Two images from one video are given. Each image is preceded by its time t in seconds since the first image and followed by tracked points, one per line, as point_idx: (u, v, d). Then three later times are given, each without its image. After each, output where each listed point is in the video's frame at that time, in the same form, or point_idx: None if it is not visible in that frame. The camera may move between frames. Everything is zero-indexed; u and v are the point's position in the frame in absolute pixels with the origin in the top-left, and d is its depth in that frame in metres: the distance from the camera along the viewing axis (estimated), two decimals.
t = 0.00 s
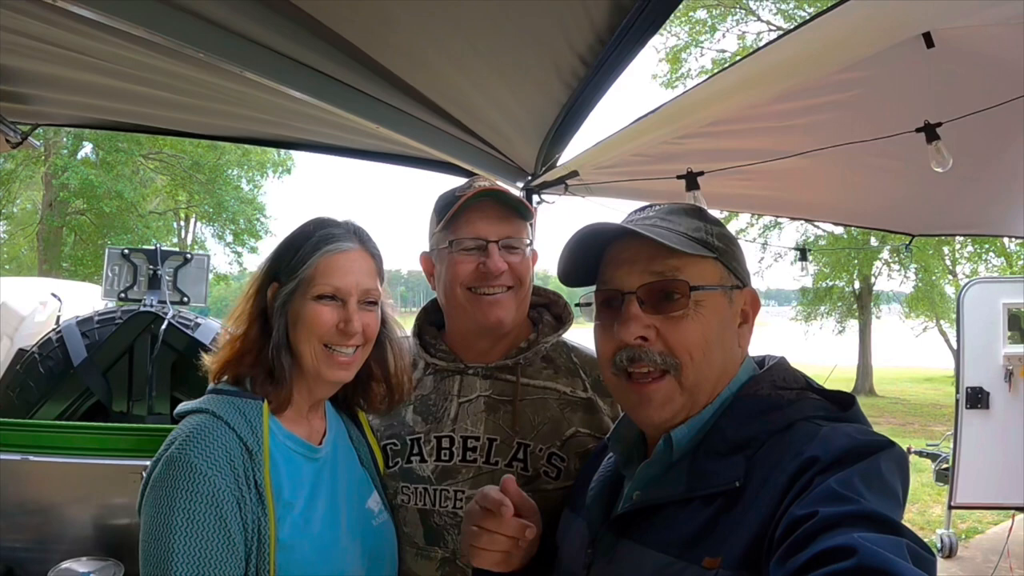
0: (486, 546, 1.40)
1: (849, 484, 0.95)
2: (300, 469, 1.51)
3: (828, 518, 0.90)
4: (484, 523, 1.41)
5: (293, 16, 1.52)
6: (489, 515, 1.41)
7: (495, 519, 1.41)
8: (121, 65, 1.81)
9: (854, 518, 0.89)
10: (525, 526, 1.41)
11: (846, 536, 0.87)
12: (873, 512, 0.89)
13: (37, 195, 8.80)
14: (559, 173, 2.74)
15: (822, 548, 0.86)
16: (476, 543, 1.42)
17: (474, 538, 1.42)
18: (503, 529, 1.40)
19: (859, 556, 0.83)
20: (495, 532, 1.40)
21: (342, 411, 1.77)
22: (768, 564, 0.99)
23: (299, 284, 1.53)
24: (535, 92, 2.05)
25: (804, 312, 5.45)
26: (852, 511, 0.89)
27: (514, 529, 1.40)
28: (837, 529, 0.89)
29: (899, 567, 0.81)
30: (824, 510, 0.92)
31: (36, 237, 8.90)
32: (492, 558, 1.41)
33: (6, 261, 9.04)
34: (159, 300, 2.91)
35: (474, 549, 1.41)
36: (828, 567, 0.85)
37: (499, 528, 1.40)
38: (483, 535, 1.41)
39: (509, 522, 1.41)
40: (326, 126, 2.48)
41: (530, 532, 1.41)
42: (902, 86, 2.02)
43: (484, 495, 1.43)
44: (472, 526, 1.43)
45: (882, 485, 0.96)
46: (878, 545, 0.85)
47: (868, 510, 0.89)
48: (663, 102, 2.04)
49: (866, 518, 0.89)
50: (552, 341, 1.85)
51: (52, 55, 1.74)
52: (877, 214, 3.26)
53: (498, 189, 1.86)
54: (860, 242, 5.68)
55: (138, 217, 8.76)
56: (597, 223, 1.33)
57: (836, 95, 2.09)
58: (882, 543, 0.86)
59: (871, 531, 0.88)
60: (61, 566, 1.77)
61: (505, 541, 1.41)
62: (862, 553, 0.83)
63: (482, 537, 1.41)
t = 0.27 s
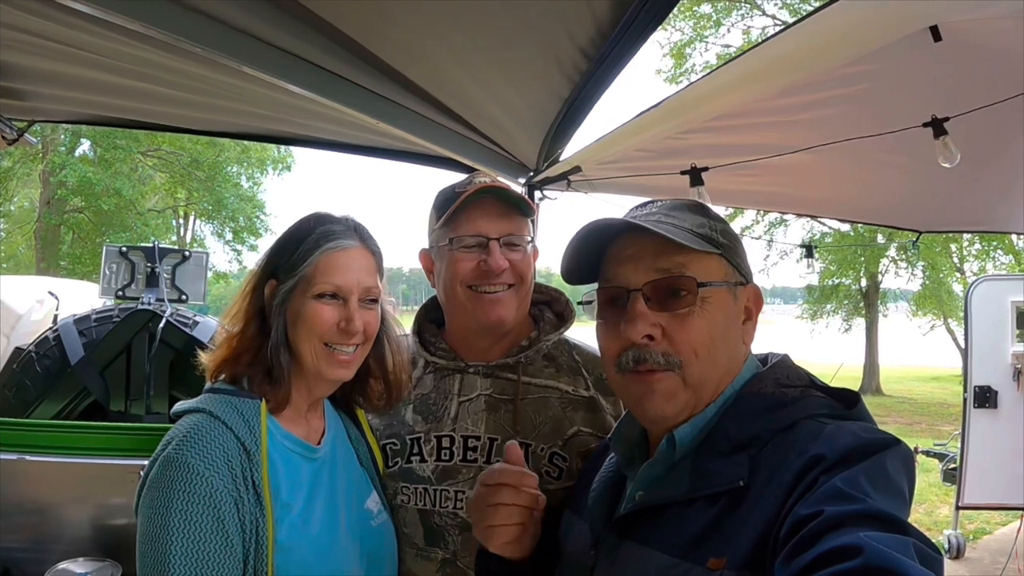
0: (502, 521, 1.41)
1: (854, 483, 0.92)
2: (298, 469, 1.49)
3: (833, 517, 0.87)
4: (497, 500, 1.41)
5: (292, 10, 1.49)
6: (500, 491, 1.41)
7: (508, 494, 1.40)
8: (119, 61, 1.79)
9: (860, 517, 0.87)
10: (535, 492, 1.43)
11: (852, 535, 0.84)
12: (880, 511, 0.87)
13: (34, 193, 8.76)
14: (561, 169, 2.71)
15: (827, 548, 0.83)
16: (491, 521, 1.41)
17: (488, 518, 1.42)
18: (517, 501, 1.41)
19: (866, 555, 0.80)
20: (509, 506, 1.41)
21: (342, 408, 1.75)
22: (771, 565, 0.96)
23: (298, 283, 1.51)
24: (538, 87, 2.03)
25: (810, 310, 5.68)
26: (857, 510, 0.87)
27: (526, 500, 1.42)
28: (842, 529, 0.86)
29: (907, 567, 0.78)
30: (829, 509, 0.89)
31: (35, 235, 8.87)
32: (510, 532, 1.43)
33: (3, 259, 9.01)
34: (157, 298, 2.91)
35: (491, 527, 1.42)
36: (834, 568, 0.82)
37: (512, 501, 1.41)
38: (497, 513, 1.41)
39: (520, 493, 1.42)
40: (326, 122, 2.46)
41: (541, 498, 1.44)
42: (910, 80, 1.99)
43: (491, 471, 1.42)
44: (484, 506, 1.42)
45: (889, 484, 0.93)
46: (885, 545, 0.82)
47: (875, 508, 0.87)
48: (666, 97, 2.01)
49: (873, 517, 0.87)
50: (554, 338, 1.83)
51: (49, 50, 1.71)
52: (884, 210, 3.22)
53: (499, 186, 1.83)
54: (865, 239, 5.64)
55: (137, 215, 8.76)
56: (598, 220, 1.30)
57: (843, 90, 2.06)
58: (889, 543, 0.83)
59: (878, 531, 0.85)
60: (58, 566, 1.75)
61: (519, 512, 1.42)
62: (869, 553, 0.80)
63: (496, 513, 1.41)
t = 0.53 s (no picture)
0: (501, 531, 1.40)
1: (856, 482, 0.91)
2: (297, 469, 1.48)
3: (834, 517, 0.86)
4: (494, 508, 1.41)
5: (292, 8, 1.48)
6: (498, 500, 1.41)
7: (507, 503, 1.41)
8: (119, 59, 1.78)
9: (863, 516, 0.85)
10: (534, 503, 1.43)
11: (854, 534, 0.83)
12: (882, 510, 0.86)
13: (34, 192, 8.74)
14: (563, 168, 2.70)
15: (829, 547, 0.82)
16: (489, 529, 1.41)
17: (486, 526, 1.41)
18: (514, 511, 1.41)
19: (868, 555, 0.79)
20: (507, 516, 1.41)
21: (342, 408, 1.74)
22: (774, 565, 0.95)
23: (297, 282, 1.50)
24: (539, 86, 2.01)
25: (813, 309, 5.71)
26: (860, 509, 0.86)
27: (525, 510, 1.42)
28: (844, 528, 0.85)
29: (909, 566, 0.77)
30: (830, 508, 0.88)
31: (34, 234, 8.85)
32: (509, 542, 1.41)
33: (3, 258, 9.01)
34: (157, 297, 2.91)
35: (488, 535, 1.41)
36: (835, 567, 0.81)
37: (510, 510, 1.41)
38: (496, 521, 1.40)
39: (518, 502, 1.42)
40: (326, 120, 2.45)
41: (538, 510, 1.45)
42: (915, 78, 1.98)
43: (489, 479, 1.43)
44: (482, 515, 1.42)
45: (891, 483, 0.92)
46: (887, 544, 0.81)
47: (877, 508, 0.86)
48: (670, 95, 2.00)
49: (875, 516, 0.85)
50: (555, 338, 1.82)
51: (48, 48, 1.70)
52: (887, 209, 3.21)
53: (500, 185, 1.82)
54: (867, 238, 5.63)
55: (137, 214, 8.70)
56: (601, 219, 1.29)
57: (847, 88, 2.04)
58: (891, 542, 0.82)
59: (880, 530, 0.84)
60: (57, 567, 1.74)
61: (517, 524, 1.42)
62: (871, 552, 0.79)
63: (495, 523, 1.40)
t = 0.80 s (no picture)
0: (500, 548, 1.39)
1: (855, 482, 0.92)
2: (297, 468, 1.49)
3: (834, 516, 0.87)
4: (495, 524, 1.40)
5: (295, 8, 1.48)
6: (500, 517, 1.40)
7: (509, 521, 1.39)
8: (121, 59, 1.78)
9: (862, 516, 0.86)
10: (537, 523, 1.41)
11: (854, 534, 0.84)
12: (882, 510, 0.86)
13: (34, 191, 8.73)
14: (563, 168, 2.70)
15: (829, 547, 0.83)
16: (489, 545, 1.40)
17: (486, 542, 1.41)
18: (515, 530, 1.39)
19: (867, 554, 0.80)
20: (507, 534, 1.39)
21: (342, 408, 1.75)
22: (773, 565, 0.96)
23: (297, 282, 1.51)
24: (540, 86, 2.02)
25: (811, 308, 5.72)
26: (859, 509, 0.86)
27: (526, 530, 1.40)
28: (844, 528, 0.86)
29: (908, 566, 0.78)
30: (830, 508, 0.89)
31: (34, 233, 8.85)
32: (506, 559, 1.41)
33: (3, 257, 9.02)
34: (157, 297, 2.90)
35: (487, 552, 1.40)
36: (835, 567, 0.82)
37: (511, 528, 1.39)
38: (496, 539, 1.39)
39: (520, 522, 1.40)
40: (327, 120, 2.45)
41: (541, 531, 1.43)
42: (914, 78, 1.98)
43: (494, 496, 1.42)
44: (483, 530, 1.41)
45: (890, 483, 0.93)
46: (886, 544, 0.82)
47: (876, 508, 0.86)
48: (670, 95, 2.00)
49: (874, 516, 0.86)
50: (554, 337, 1.83)
51: (51, 48, 1.71)
52: (886, 209, 3.22)
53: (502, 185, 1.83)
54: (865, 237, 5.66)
55: (137, 213, 8.72)
56: (606, 218, 1.29)
57: (847, 88, 2.05)
58: (890, 541, 0.83)
59: (879, 530, 0.85)
60: (59, 566, 1.75)
61: (517, 542, 1.40)
62: (870, 552, 0.80)
63: (494, 540, 1.39)
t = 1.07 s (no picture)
0: None
1: (853, 482, 0.92)
2: (299, 467, 1.50)
3: (832, 516, 0.88)
4: None
5: (296, 11, 1.49)
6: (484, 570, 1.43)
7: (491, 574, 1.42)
8: (124, 60, 1.80)
9: (860, 516, 0.87)
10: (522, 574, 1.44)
11: (852, 534, 0.84)
12: (880, 510, 0.87)
13: (37, 192, 8.76)
14: (564, 169, 2.71)
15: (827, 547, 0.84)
16: None
17: None
18: None
19: (865, 554, 0.80)
20: None
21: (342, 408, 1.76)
22: (772, 564, 0.97)
23: (299, 283, 1.52)
24: (541, 87, 2.03)
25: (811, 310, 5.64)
26: (857, 509, 0.87)
27: None
28: (842, 528, 0.87)
29: (906, 566, 0.79)
30: (828, 508, 0.89)
31: (37, 234, 8.87)
32: None
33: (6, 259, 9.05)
34: (161, 297, 2.90)
35: None
36: (833, 566, 0.82)
37: None
38: None
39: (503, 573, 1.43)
40: (329, 122, 2.47)
41: None
42: (913, 80, 1.99)
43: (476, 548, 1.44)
44: None
45: (888, 483, 0.94)
46: (884, 544, 0.82)
47: (874, 508, 0.87)
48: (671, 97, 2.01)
49: (872, 516, 0.87)
50: (555, 338, 1.84)
51: (55, 50, 1.72)
52: (886, 211, 3.23)
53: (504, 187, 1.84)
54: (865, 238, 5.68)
55: (140, 214, 8.74)
56: (607, 219, 1.30)
57: (846, 90, 2.06)
58: (888, 542, 0.83)
59: (877, 530, 0.86)
60: (62, 565, 1.76)
61: None
62: (868, 552, 0.81)
63: None
